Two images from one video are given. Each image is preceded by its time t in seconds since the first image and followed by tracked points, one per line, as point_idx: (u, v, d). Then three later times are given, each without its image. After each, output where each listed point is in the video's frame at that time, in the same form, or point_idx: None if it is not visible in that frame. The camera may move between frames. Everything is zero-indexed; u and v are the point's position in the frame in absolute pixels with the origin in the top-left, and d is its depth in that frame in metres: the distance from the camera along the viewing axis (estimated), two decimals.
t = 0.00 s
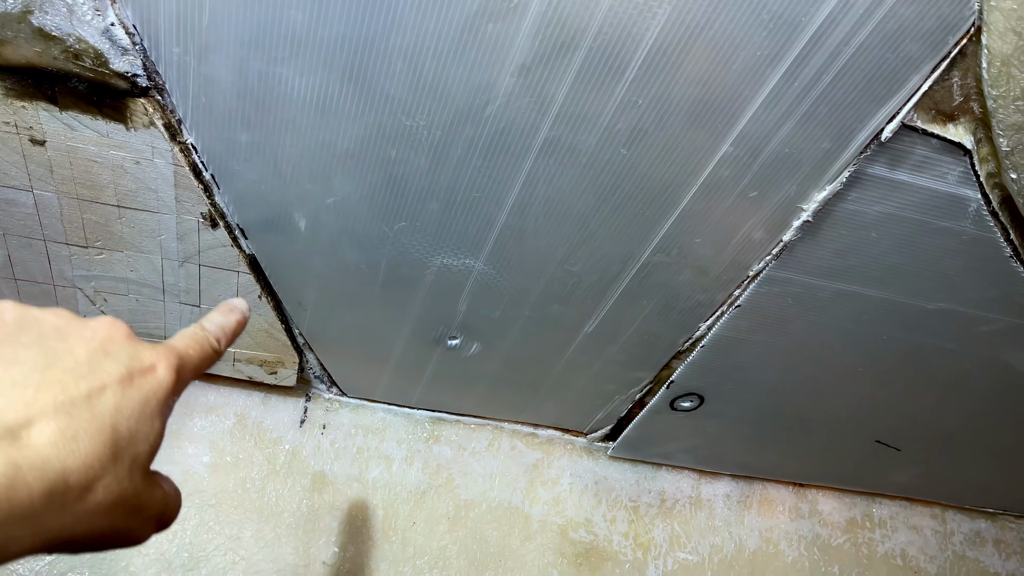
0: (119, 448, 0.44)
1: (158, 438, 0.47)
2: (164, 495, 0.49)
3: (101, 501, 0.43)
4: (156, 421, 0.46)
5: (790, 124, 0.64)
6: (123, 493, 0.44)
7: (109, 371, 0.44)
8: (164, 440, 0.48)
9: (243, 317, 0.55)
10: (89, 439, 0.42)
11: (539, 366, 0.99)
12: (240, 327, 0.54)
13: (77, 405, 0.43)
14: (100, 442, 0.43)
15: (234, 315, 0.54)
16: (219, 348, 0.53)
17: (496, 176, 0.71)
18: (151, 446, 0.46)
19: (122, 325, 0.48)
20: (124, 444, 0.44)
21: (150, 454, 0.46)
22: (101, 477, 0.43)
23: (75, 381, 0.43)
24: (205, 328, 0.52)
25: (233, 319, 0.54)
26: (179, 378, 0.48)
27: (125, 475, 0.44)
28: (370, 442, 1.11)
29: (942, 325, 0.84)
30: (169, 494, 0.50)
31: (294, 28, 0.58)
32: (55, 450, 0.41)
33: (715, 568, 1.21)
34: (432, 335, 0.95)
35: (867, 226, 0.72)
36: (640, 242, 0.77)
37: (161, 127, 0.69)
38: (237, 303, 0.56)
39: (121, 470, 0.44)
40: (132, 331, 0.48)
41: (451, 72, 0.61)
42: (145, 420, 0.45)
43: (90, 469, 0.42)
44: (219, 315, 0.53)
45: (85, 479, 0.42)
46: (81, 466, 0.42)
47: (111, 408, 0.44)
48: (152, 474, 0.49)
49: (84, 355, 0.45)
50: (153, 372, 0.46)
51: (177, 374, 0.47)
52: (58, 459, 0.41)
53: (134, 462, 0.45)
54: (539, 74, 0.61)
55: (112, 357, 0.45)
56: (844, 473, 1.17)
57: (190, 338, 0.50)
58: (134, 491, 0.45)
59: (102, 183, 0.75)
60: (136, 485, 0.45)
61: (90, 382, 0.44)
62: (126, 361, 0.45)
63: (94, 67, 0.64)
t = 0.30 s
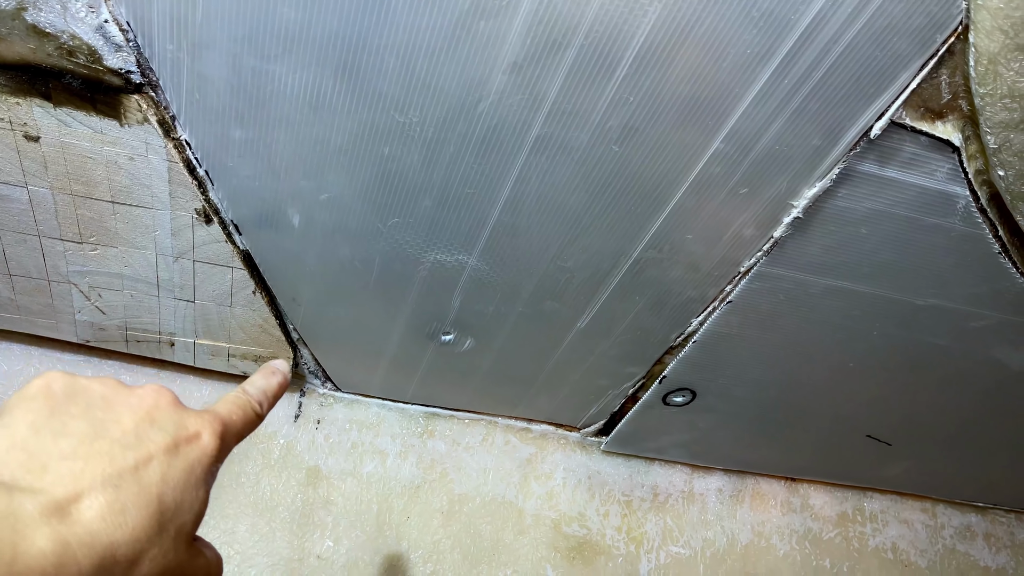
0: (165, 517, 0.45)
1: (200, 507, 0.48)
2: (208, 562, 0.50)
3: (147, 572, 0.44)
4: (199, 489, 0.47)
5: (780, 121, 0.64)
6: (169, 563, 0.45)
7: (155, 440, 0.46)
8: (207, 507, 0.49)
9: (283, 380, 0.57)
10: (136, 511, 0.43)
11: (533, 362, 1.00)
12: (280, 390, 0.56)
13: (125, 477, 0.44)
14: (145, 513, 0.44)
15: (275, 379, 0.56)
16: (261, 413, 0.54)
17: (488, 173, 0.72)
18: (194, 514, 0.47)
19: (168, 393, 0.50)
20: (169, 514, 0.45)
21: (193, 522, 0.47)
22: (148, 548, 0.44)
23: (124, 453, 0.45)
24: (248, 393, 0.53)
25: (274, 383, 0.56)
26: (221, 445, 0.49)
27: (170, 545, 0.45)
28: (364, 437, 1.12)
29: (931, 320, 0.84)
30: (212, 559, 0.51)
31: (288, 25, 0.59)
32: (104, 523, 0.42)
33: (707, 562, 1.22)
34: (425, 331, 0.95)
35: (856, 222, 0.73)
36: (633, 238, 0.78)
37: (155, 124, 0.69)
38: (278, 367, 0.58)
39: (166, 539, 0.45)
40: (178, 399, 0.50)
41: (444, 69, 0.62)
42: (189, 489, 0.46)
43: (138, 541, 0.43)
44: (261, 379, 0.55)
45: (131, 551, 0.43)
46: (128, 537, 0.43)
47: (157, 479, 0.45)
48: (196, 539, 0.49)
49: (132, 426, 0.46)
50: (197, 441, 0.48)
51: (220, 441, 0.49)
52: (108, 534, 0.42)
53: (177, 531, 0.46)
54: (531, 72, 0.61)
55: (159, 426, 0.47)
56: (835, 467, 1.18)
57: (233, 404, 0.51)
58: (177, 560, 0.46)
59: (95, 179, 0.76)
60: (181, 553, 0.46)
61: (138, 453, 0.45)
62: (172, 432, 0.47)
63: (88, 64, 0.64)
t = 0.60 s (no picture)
0: (104, 405, 0.41)
1: (141, 398, 0.44)
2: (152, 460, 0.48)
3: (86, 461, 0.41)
4: (141, 380, 0.44)
5: (773, 120, 0.65)
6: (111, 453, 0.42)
7: (89, 328, 0.42)
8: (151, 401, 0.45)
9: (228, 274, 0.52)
10: (71, 397, 0.40)
11: (529, 359, 1.00)
12: (227, 286, 0.52)
13: (57, 362, 0.40)
14: (81, 400, 0.40)
15: (220, 274, 0.51)
16: (205, 309, 0.50)
17: (484, 171, 0.72)
18: (137, 405, 0.44)
19: (101, 282, 0.45)
20: (110, 403, 0.42)
21: (137, 414, 0.44)
22: (87, 437, 0.40)
23: (55, 339, 0.41)
24: (189, 288, 0.49)
25: (219, 277, 0.51)
26: (162, 336, 0.45)
27: (110, 433, 0.42)
28: (361, 434, 1.12)
29: (924, 318, 0.85)
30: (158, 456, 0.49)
31: (283, 24, 0.59)
32: (36, 407, 0.38)
33: (702, 558, 1.23)
34: (422, 328, 0.96)
35: (850, 221, 0.73)
36: (628, 237, 0.78)
37: (152, 122, 0.69)
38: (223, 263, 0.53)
39: (106, 430, 0.42)
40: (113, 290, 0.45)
41: (439, 68, 0.62)
42: (129, 379, 0.43)
43: (75, 429, 0.40)
44: (204, 274, 0.50)
45: (67, 437, 0.39)
46: (64, 424, 0.39)
47: (92, 365, 0.41)
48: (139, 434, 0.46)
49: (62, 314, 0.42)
50: (135, 331, 0.44)
51: (161, 332, 0.45)
52: (38, 420, 0.38)
53: (117, 421, 0.42)
54: (526, 71, 0.62)
55: (93, 316, 0.43)
56: (829, 464, 1.19)
57: (174, 299, 0.47)
58: (118, 448, 0.43)
59: (93, 177, 0.76)
60: (123, 445, 0.43)
61: (71, 339, 0.41)
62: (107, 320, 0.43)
63: (85, 62, 0.64)
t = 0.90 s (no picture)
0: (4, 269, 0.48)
1: (51, 266, 0.51)
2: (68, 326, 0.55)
3: None
4: (46, 248, 0.50)
5: (768, 120, 0.65)
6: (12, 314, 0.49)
7: None
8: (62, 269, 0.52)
9: (151, 148, 0.56)
10: None
11: (525, 357, 1.01)
12: (149, 159, 0.56)
13: None
14: None
15: (142, 147, 0.56)
16: (125, 181, 0.54)
17: (480, 170, 0.72)
18: (42, 273, 0.50)
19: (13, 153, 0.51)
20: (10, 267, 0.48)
21: (41, 281, 0.50)
22: None
23: None
24: (108, 159, 0.53)
25: (140, 150, 0.55)
26: (70, 204, 0.50)
27: (15, 296, 0.49)
28: (358, 432, 1.13)
29: (919, 317, 0.85)
30: (75, 327, 0.56)
31: (281, 24, 0.59)
32: None
33: (698, 555, 1.23)
34: (418, 326, 0.96)
35: (844, 220, 0.74)
36: (623, 236, 0.79)
37: (150, 122, 0.69)
38: (149, 137, 0.57)
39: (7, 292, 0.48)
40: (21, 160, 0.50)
41: (436, 68, 0.62)
42: (32, 246, 0.49)
43: None
44: (124, 146, 0.55)
45: None
46: None
47: None
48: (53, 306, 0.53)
49: None
50: (42, 198, 0.49)
51: (70, 202, 0.50)
52: None
53: (20, 287, 0.49)
54: (522, 71, 0.62)
55: None
56: (824, 461, 1.19)
57: (90, 170, 0.52)
58: (25, 313, 0.50)
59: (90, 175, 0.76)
60: (28, 309, 0.50)
61: None
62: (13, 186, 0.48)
63: (82, 62, 0.64)
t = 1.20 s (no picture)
0: (11, 323, 0.47)
1: (56, 316, 0.50)
2: (73, 372, 0.54)
3: None
4: (54, 299, 0.49)
5: (770, 126, 0.66)
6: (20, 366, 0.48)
7: None
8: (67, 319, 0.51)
9: (155, 193, 0.55)
10: None
11: (527, 358, 1.01)
12: (153, 204, 0.54)
13: None
14: None
15: (144, 192, 0.54)
16: (128, 228, 0.53)
17: (484, 174, 0.73)
18: (48, 323, 0.49)
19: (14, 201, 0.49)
20: (19, 319, 0.47)
21: (48, 330, 0.49)
22: None
23: None
24: (110, 206, 0.52)
25: (143, 196, 0.54)
26: (77, 255, 0.49)
27: (21, 348, 0.48)
28: (360, 433, 1.13)
29: (918, 320, 0.86)
30: (78, 373, 0.55)
31: (287, 30, 0.60)
32: None
33: (697, 555, 1.24)
34: (421, 328, 0.96)
35: (844, 224, 0.74)
36: (624, 239, 0.79)
37: (156, 126, 0.70)
38: (150, 180, 0.55)
39: (15, 344, 0.47)
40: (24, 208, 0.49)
41: (440, 73, 0.62)
42: (38, 298, 0.48)
43: None
44: (127, 192, 0.53)
45: None
46: None
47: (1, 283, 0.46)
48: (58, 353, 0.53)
49: None
50: (47, 249, 0.48)
51: (76, 252, 0.49)
52: None
53: (28, 337, 0.48)
54: (526, 77, 0.62)
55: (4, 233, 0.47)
56: (824, 462, 1.20)
57: (93, 218, 0.50)
58: (30, 364, 0.49)
59: (96, 179, 0.76)
60: (36, 360, 0.49)
61: None
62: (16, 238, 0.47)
63: (90, 67, 0.65)
